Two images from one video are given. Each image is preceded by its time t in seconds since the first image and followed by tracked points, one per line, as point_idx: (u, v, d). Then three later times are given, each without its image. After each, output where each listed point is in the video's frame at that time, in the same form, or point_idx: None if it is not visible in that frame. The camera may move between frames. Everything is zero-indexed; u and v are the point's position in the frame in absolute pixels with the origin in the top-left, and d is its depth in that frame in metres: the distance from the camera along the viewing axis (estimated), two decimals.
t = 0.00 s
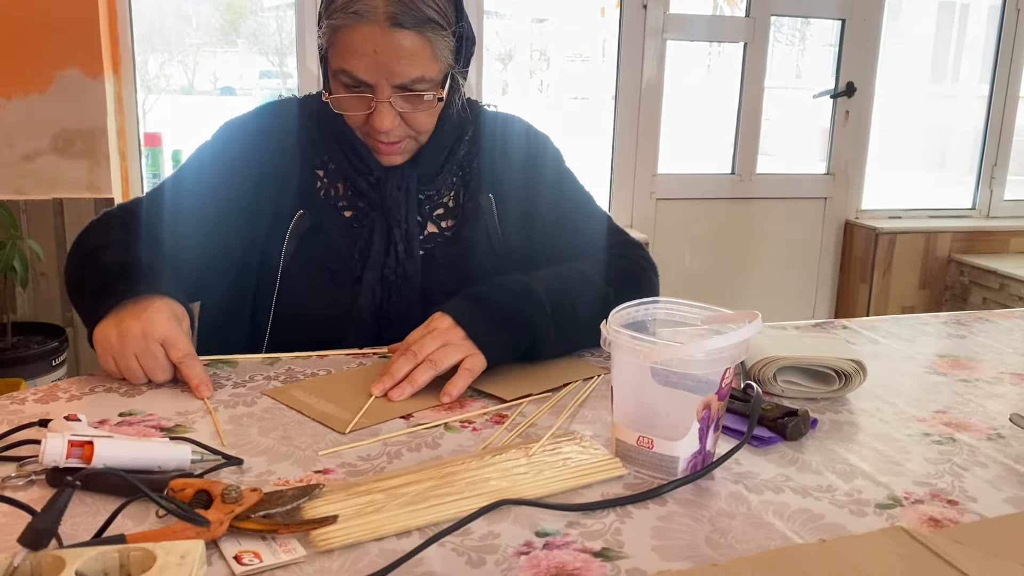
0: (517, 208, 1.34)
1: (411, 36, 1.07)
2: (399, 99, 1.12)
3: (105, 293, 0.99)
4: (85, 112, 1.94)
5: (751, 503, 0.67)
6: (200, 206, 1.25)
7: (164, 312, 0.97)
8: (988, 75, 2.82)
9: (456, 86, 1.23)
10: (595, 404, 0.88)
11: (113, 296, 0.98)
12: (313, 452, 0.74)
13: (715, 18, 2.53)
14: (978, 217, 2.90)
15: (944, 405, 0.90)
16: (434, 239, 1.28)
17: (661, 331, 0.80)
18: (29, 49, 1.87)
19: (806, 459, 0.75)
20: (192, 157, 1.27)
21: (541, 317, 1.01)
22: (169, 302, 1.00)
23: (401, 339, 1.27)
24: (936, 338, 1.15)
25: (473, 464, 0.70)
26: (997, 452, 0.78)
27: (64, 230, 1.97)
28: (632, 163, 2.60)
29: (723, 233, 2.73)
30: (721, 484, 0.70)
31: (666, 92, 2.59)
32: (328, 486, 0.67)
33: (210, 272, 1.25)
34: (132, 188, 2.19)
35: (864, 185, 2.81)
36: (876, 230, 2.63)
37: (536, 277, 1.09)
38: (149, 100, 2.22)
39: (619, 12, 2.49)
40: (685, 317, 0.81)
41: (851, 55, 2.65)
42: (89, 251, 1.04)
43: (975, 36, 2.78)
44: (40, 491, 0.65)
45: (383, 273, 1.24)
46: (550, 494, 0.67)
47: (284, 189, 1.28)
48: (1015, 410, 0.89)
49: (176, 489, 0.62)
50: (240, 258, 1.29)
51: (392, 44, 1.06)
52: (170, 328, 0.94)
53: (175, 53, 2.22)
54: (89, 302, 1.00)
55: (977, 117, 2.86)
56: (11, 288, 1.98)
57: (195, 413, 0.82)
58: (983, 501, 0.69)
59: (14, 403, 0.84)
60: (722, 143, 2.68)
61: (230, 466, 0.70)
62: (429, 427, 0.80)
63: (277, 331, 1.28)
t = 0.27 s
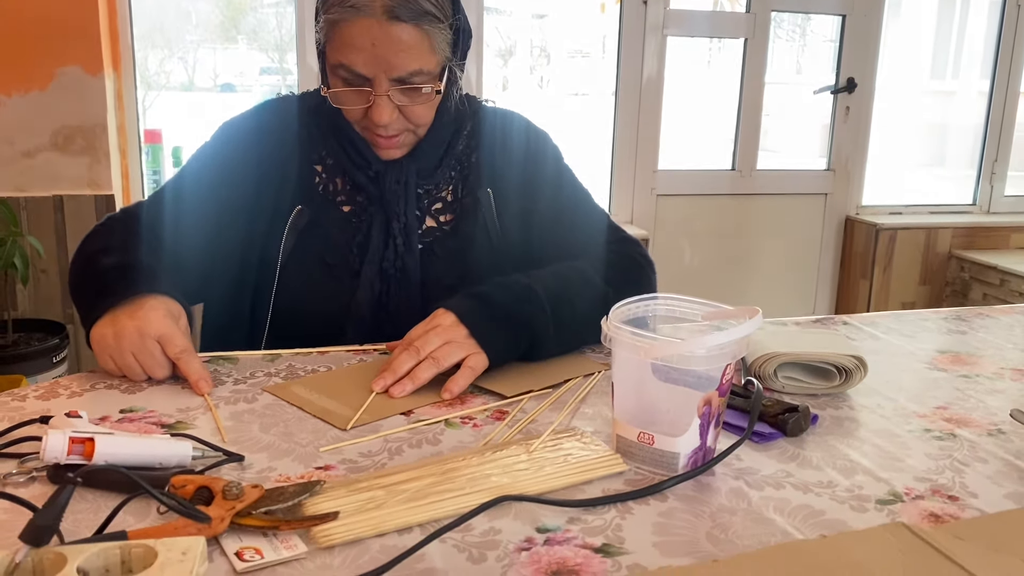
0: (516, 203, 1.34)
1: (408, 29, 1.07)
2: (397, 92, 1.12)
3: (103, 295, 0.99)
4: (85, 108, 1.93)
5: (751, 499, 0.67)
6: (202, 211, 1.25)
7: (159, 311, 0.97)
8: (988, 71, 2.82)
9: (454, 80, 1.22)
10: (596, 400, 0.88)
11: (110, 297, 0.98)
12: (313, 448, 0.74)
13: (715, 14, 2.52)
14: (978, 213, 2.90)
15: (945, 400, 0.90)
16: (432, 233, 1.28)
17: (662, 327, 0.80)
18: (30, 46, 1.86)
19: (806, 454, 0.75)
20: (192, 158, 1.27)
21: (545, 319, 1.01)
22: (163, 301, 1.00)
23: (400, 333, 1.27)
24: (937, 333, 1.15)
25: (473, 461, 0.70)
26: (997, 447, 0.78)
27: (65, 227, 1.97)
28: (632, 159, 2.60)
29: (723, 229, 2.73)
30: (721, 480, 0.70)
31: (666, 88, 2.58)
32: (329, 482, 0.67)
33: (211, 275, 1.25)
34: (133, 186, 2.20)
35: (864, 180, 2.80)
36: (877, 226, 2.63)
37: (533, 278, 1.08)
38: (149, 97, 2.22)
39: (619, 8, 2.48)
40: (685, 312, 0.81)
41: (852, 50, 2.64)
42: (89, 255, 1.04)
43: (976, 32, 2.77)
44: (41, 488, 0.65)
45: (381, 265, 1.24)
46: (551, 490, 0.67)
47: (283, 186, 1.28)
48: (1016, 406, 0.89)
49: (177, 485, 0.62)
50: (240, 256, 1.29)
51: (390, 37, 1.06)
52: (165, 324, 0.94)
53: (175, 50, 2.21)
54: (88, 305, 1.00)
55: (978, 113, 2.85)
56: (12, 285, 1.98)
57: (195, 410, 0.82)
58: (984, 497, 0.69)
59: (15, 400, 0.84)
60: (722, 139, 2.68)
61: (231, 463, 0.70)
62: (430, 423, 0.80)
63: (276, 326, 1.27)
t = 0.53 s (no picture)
0: (516, 199, 1.34)
1: (412, 26, 1.07)
2: (401, 90, 1.11)
3: (100, 296, 0.98)
4: (85, 106, 1.93)
5: (752, 496, 0.67)
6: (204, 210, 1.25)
7: (154, 310, 0.97)
8: (988, 67, 2.81)
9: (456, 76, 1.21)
10: (597, 397, 0.88)
11: (108, 297, 0.97)
12: (314, 446, 0.74)
13: (715, 11, 2.52)
14: (978, 210, 2.90)
15: (945, 397, 0.90)
16: (433, 230, 1.28)
17: (663, 324, 0.80)
18: (29, 44, 1.86)
19: (806, 452, 0.75)
20: (193, 157, 1.27)
21: (547, 319, 1.01)
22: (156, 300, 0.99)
23: (401, 329, 1.27)
24: (937, 330, 1.15)
25: (474, 458, 0.70)
26: (998, 444, 0.78)
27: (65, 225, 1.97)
28: (632, 156, 2.59)
29: (723, 226, 2.73)
30: (722, 477, 0.70)
31: (666, 85, 2.58)
32: (330, 480, 0.67)
33: (212, 274, 1.26)
34: (132, 183, 2.19)
35: (864, 177, 2.80)
36: (877, 223, 2.63)
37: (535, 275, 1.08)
38: (149, 94, 2.22)
39: (619, 5, 2.48)
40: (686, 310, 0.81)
41: (852, 47, 2.64)
42: (90, 255, 1.04)
43: (976, 28, 2.77)
44: (43, 486, 0.65)
45: (382, 261, 1.24)
46: (551, 487, 0.67)
47: (283, 184, 1.28)
48: (1016, 403, 0.89)
49: (178, 484, 0.62)
50: (240, 255, 1.29)
51: (393, 34, 1.06)
52: (163, 321, 0.94)
53: (175, 48, 2.21)
54: (86, 306, 0.99)
55: (978, 109, 2.85)
56: (12, 284, 1.98)
57: (196, 407, 0.82)
58: (985, 494, 0.69)
59: (16, 398, 0.84)
60: (722, 136, 2.68)
61: (232, 460, 0.70)
62: (431, 421, 0.80)
63: (276, 323, 1.27)
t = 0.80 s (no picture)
0: (517, 196, 1.34)
1: (412, 26, 1.07)
2: (401, 90, 1.11)
3: (100, 297, 0.98)
4: (85, 104, 1.93)
5: (752, 494, 0.67)
6: (204, 208, 1.25)
7: (151, 309, 0.96)
8: (988, 65, 2.81)
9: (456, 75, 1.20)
10: (596, 395, 0.88)
11: (107, 297, 0.97)
12: (314, 444, 0.74)
13: (715, 8, 2.52)
14: (978, 208, 2.90)
15: (945, 395, 0.90)
16: (433, 228, 1.28)
17: (663, 323, 0.80)
18: (29, 43, 1.86)
19: (806, 450, 0.75)
20: (193, 156, 1.27)
21: (548, 320, 1.01)
22: (154, 300, 0.98)
23: (401, 328, 1.27)
24: (937, 328, 1.15)
25: (474, 456, 0.70)
26: (998, 442, 0.78)
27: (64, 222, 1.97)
28: (632, 153, 2.59)
29: (723, 224, 2.73)
30: (722, 475, 0.70)
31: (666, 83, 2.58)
32: (330, 478, 0.67)
33: (213, 273, 1.26)
34: (131, 181, 2.19)
35: (864, 175, 2.80)
36: (877, 221, 2.63)
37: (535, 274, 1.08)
38: (148, 93, 2.21)
39: (619, 2, 2.48)
40: (686, 308, 0.81)
41: (852, 45, 2.64)
42: (90, 255, 1.04)
43: (976, 26, 2.77)
44: (42, 485, 0.65)
45: (382, 260, 1.24)
46: (551, 486, 0.67)
47: (282, 182, 1.28)
48: (1016, 400, 0.89)
49: (178, 482, 0.62)
50: (240, 253, 1.29)
51: (394, 34, 1.06)
52: (161, 318, 0.95)
53: (174, 46, 2.21)
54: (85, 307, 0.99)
55: (978, 107, 2.85)
56: (11, 282, 1.97)
57: (196, 406, 0.82)
58: (985, 491, 0.69)
59: (15, 397, 0.84)
60: (721, 134, 2.68)
61: (232, 459, 0.70)
62: (431, 419, 0.80)
63: (277, 322, 1.27)
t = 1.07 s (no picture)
0: (517, 193, 1.34)
1: (400, 23, 1.07)
2: (387, 86, 1.11)
3: (97, 296, 0.98)
4: (84, 103, 1.93)
5: (752, 493, 0.67)
6: (202, 206, 1.24)
7: (146, 309, 0.96)
8: (987, 63, 2.81)
9: (446, 75, 1.22)
10: (596, 394, 0.88)
11: (106, 298, 0.97)
12: (313, 443, 0.74)
13: (714, 6, 2.51)
14: (977, 206, 2.90)
15: (945, 393, 0.90)
16: (430, 227, 1.28)
17: (662, 321, 0.80)
18: (27, 42, 1.86)
19: (806, 448, 0.75)
20: (191, 156, 1.26)
21: (547, 319, 1.01)
22: (148, 300, 0.98)
23: (400, 326, 1.27)
24: (937, 326, 1.15)
25: (473, 455, 0.70)
26: (997, 440, 0.78)
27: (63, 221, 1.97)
28: (631, 151, 2.59)
29: (722, 222, 2.73)
30: (722, 474, 0.70)
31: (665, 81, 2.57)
32: (329, 477, 0.67)
33: (212, 275, 1.24)
34: (130, 180, 2.19)
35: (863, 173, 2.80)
36: (876, 219, 2.62)
37: (533, 273, 1.08)
38: (147, 91, 2.21)
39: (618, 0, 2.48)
40: (685, 306, 0.81)
41: (851, 43, 2.64)
42: (90, 259, 1.04)
43: (975, 24, 2.76)
44: (41, 484, 0.65)
45: (379, 260, 1.24)
46: (551, 484, 0.67)
47: (280, 182, 1.28)
48: (1016, 398, 0.89)
49: (177, 481, 0.62)
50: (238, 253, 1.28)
51: (381, 30, 1.06)
52: (157, 316, 0.95)
53: (172, 44, 2.21)
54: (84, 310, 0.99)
55: (977, 105, 2.85)
56: (10, 281, 1.97)
57: (194, 405, 0.82)
58: (985, 490, 0.68)
59: (14, 396, 0.84)
60: (721, 132, 2.67)
61: (231, 458, 0.70)
62: (430, 418, 0.80)
63: (276, 321, 1.28)
